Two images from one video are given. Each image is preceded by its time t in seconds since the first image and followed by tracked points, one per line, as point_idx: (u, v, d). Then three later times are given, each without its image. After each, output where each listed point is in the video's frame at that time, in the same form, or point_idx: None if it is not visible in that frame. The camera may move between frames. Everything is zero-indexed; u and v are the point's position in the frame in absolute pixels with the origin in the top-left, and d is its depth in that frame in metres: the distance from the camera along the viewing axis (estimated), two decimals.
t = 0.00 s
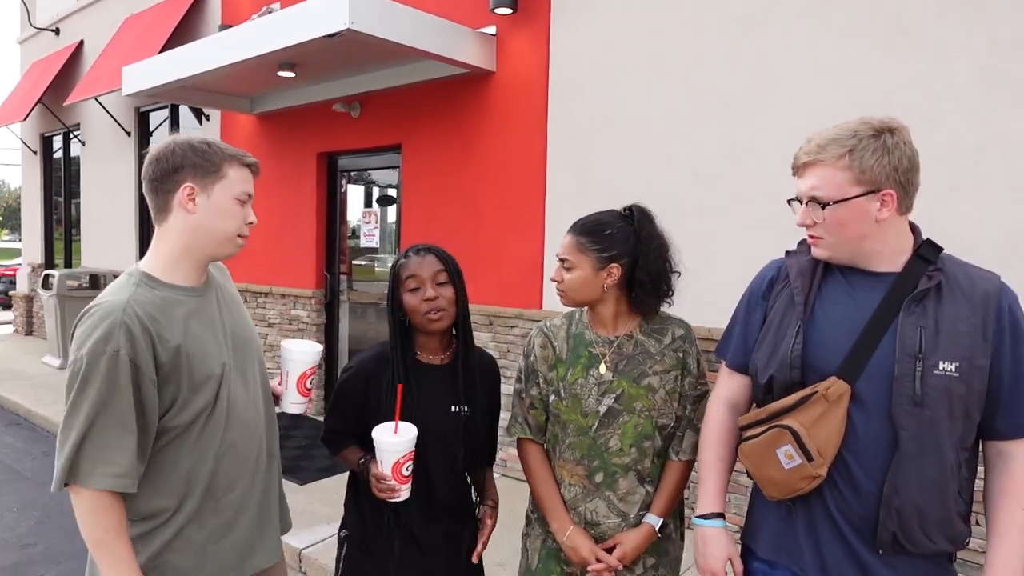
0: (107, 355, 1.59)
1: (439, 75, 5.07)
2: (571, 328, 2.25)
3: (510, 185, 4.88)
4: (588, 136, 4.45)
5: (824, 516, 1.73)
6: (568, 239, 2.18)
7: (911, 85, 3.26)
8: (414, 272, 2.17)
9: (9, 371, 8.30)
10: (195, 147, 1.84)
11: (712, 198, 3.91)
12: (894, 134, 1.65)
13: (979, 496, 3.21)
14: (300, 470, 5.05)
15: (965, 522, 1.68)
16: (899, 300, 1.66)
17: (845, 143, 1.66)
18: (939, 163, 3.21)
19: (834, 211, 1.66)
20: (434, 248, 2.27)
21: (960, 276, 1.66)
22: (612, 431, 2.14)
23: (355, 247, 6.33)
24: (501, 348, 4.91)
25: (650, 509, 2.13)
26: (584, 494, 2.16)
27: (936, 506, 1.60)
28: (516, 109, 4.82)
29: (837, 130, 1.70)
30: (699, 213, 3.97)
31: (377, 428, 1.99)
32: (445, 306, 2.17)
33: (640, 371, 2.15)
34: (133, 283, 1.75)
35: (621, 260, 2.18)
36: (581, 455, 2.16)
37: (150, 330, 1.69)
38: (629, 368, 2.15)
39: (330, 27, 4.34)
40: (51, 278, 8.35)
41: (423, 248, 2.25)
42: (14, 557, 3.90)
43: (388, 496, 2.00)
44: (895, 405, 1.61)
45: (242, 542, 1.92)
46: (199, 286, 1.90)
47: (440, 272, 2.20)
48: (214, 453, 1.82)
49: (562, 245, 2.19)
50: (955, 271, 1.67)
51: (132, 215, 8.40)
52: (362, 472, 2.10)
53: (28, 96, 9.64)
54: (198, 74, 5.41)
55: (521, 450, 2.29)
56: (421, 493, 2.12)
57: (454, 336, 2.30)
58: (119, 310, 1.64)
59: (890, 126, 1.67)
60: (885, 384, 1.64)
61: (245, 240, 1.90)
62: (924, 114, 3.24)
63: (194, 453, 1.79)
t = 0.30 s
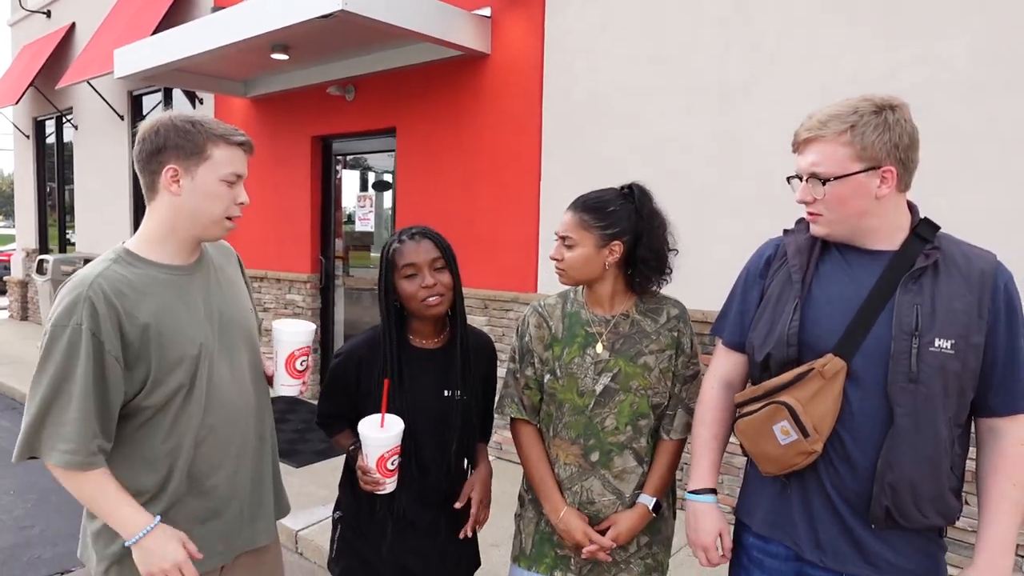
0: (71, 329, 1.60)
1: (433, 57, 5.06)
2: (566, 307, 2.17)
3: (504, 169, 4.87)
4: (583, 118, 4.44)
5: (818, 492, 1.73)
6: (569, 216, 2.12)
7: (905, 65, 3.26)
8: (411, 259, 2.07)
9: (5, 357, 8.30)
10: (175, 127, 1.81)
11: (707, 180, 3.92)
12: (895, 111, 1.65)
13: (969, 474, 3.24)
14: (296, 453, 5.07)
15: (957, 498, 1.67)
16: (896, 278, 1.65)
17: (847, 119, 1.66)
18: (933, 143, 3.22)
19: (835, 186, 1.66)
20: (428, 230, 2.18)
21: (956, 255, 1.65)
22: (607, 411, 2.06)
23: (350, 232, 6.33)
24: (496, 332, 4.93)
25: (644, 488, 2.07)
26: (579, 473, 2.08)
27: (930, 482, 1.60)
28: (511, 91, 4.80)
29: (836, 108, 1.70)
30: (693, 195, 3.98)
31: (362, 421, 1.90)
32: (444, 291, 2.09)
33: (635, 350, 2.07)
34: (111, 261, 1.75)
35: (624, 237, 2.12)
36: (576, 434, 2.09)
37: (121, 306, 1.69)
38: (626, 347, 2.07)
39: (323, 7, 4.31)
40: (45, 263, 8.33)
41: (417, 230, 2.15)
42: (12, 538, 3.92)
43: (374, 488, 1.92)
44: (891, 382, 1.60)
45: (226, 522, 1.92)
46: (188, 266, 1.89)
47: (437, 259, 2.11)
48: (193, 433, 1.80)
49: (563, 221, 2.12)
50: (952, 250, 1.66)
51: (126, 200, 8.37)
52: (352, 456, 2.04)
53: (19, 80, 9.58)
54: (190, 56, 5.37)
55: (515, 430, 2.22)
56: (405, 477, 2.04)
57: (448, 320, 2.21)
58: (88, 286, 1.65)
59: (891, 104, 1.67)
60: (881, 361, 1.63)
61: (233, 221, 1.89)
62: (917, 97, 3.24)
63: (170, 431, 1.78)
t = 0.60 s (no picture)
0: (55, 304, 1.59)
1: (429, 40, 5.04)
2: (564, 288, 2.13)
3: (500, 152, 4.86)
4: (579, 101, 4.42)
5: (827, 473, 1.68)
6: (569, 198, 2.06)
7: (902, 46, 3.25)
8: (401, 234, 2.06)
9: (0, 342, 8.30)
10: (160, 108, 1.77)
11: (704, 163, 3.91)
12: (908, 95, 1.57)
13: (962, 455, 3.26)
14: (293, 437, 5.09)
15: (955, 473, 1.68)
16: (906, 261, 1.62)
17: (862, 106, 1.57)
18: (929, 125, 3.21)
19: (852, 176, 1.58)
20: (419, 208, 2.17)
21: (961, 239, 1.64)
22: (605, 391, 2.03)
23: (346, 217, 6.31)
24: (492, 316, 4.94)
25: (643, 471, 2.03)
26: (577, 454, 2.04)
27: (937, 460, 1.60)
28: (507, 74, 4.78)
29: (846, 94, 1.60)
30: (689, 178, 3.97)
31: (354, 400, 1.90)
32: (435, 268, 2.08)
33: (633, 331, 2.04)
34: (97, 239, 1.73)
35: (624, 220, 2.08)
36: (574, 415, 2.05)
37: (103, 284, 1.67)
38: (623, 328, 2.05)
39: None
40: (40, 249, 8.31)
41: (408, 209, 2.14)
42: (10, 521, 3.94)
43: (367, 470, 1.92)
44: (903, 364, 1.57)
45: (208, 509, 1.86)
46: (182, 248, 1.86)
47: (428, 234, 2.11)
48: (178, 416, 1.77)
49: (562, 203, 2.07)
50: (957, 233, 1.64)
51: (121, 185, 8.33)
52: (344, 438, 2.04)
53: (11, 63, 9.51)
54: (184, 38, 5.33)
55: (511, 412, 2.17)
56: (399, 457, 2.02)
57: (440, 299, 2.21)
58: (71, 262, 1.64)
59: (901, 87, 1.59)
60: (892, 343, 1.60)
61: (222, 204, 1.83)
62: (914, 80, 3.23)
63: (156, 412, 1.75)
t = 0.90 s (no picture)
0: (53, 285, 1.61)
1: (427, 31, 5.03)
2: (560, 278, 2.13)
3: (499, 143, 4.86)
4: (578, 92, 4.41)
5: (839, 464, 1.66)
6: (569, 187, 2.07)
7: (900, 38, 3.24)
8: (395, 227, 2.06)
9: None
10: (161, 97, 1.76)
11: (702, 154, 3.90)
12: (942, 86, 1.56)
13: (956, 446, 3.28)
14: (292, 428, 5.10)
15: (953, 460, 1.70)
16: (921, 259, 1.60)
17: (900, 91, 1.54)
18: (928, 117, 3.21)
19: (880, 161, 1.55)
20: (413, 198, 2.17)
21: (974, 235, 1.64)
22: (601, 380, 2.04)
23: (345, 208, 6.31)
24: (490, 308, 4.94)
25: (639, 461, 2.04)
26: (572, 444, 2.05)
27: (946, 450, 1.62)
28: (506, 65, 4.77)
29: (883, 78, 1.57)
30: (688, 169, 3.97)
31: (346, 394, 1.89)
32: (428, 260, 2.09)
33: (629, 321, 2.05)
34: (94, 224, 1.74)
35: (623, 209, 2.09)
36: (570, 404, 2.05)
37: (95, 269, 1.67)
38: (620, 318, 2.05)
39: None
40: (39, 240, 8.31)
41: (402, 198, 2.14)
42: (10, 510, 3.96)
43: (361, 463, 1.93)
44: (920, 359, 1.57)
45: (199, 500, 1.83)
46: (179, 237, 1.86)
47: (421, 226, 2.11)
48: (170, 403, 1.76)
49: (562, 192, 2.07)
50: (970, 230, 1.64)
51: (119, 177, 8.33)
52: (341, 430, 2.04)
53: (8, 54, 9.48)
54: (182, 28, 5.31)
55: (507, 402, 2.18)
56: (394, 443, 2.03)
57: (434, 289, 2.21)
58: (64, 245, 1.65)
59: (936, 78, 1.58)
60: (910, 337, 1.59)
61: (217, 197, 1.82)
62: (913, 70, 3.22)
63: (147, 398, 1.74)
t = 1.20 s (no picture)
0: (48, 280, 1.61)
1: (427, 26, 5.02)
2: (560, 273, 2.13)
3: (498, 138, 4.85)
4: (578, 87, 4.40)
5: (846, 460, 1.65)
6: (570, 181, 2.07)
7: (900, 33, 3.23)
8: (395, 220, 2.07)
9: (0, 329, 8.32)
10: (163, 93, 1.75)
11: (702, 150, 3.89)
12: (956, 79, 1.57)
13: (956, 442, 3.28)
14: (292, 423, 5.11)
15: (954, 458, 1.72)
16: (932, 255, 1.60)
17: (922, 82, 1.53)
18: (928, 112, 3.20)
19: (906, 152, 1.53)
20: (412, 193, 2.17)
21: (982, 234, 1.64)
22: (600, 376, 2.04)
23: (345, 203, 6.30)
24: (490, 303, 4.94)
25: (638, 456, 2.04)
26: (571, 439, 2.05)
27: (953, 446, 1.64)
28: (505, 60, 4.76)
29: (904, 69, 1.56)
30: (688, 164, 3.96)
31: (341, 386, 1.91)
32: (428, 255, 2.08)
33: (628, 317, 2.05)
34: (93, 220, 1.74)
35: (623, 204, 2.09)
36: (569, 400, 2.06)
37: (93, 265, 1.67)
38: (618, 314, 2.05)
39: None
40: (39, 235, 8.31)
41: (402, 193, 2.13)
42: (10, 505, 3.97)
43: (355, 455, 1.94)
44: (931, 356, 1.57)
45: (194, 500, 1.83)
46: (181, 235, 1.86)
47: (421, 220, 2.11)
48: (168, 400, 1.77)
49: (562, 187, 2.07)
50: (978, 227, 1.64)
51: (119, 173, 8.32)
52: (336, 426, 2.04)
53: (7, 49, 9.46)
54: (182, 23, 5.30)
55: (505, 396, 2.18)
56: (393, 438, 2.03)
57: (432, 285, 2.21)
58: (62, 240, 1.65)
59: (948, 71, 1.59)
60: (921, 334, 1.59)
61: (216, 196, 1.81)
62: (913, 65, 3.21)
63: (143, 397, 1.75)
